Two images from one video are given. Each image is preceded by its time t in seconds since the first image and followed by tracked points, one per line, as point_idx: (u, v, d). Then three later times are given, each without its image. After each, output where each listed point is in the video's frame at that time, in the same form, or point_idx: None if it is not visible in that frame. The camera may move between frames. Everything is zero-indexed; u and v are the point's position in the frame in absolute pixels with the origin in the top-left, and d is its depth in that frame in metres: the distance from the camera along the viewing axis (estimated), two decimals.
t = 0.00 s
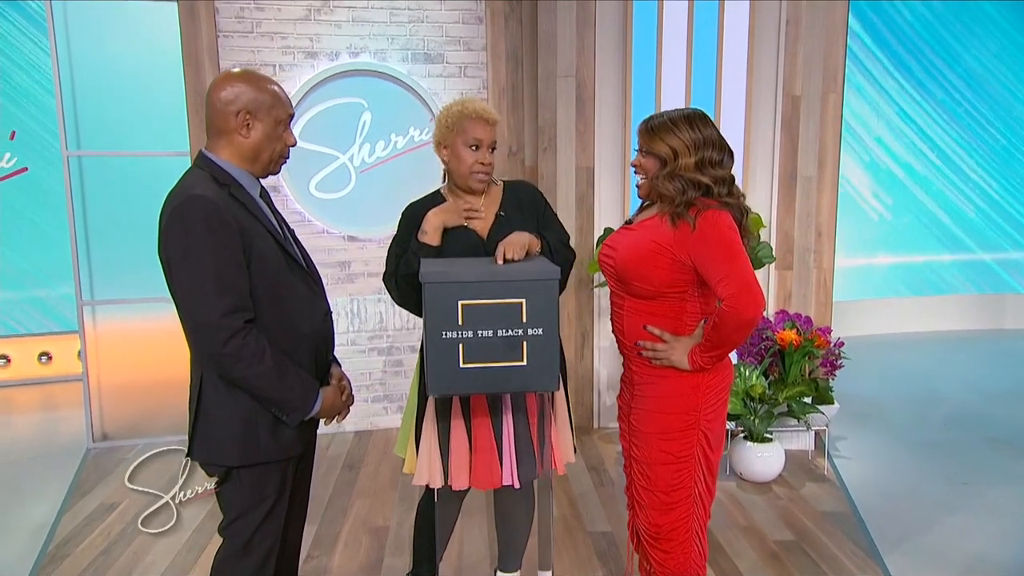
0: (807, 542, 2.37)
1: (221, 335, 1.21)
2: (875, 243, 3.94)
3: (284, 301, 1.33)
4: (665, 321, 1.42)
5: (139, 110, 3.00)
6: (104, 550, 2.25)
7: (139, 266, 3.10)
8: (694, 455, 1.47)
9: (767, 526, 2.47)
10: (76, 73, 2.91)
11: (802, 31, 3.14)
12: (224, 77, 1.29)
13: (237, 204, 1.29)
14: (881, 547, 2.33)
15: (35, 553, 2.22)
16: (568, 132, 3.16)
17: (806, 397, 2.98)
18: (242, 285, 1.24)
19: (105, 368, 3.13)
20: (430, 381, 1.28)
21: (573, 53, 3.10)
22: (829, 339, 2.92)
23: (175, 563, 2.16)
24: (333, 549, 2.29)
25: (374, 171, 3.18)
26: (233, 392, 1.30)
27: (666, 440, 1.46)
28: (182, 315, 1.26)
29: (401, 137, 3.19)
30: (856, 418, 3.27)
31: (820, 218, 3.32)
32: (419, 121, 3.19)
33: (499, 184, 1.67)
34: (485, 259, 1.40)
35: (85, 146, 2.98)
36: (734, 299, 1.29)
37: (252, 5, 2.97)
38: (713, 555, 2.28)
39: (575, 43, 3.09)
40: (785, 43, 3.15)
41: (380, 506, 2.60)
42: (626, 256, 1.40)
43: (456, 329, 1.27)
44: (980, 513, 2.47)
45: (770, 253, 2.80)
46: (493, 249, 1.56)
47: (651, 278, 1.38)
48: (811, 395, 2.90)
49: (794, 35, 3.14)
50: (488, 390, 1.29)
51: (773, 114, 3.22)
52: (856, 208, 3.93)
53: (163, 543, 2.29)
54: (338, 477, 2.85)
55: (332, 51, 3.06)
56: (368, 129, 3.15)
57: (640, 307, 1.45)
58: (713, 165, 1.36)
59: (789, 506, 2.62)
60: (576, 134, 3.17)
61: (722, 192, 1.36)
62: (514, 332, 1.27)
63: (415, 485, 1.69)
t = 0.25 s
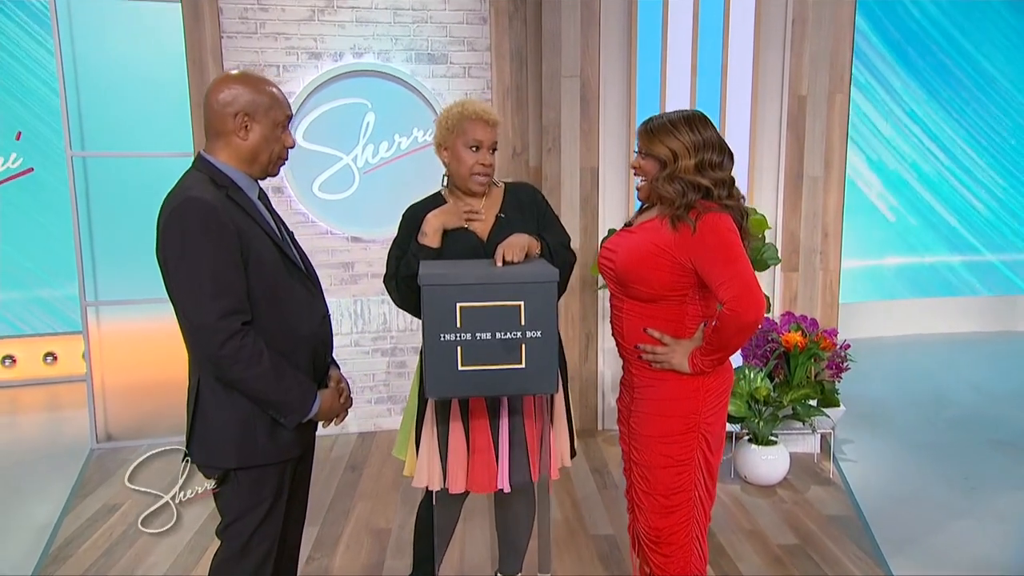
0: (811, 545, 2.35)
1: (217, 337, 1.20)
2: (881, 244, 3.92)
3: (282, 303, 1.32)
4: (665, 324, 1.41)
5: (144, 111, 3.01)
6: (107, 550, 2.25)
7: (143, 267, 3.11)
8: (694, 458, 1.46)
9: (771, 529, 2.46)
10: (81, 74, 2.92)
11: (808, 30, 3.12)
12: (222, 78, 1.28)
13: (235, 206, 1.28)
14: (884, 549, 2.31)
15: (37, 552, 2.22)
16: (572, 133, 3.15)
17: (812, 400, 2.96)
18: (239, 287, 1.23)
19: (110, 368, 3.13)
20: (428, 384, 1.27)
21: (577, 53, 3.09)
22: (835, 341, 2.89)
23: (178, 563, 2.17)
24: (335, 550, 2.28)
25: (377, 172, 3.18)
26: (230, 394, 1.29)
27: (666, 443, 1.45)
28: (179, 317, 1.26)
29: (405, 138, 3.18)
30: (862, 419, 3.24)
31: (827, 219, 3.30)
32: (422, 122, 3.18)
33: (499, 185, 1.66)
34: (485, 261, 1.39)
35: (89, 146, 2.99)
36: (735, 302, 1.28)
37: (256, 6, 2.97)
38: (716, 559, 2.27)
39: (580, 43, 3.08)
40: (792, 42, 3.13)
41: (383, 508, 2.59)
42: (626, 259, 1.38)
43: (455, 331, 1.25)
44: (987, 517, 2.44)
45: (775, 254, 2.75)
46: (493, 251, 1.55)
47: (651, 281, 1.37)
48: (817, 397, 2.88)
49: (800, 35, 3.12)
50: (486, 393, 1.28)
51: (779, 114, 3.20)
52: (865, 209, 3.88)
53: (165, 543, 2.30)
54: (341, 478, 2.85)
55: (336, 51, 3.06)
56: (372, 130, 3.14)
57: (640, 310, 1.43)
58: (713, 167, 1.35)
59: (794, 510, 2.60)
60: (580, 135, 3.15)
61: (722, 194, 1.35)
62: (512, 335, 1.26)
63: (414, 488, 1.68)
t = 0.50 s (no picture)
0: (814, 548, 2.34)
1: (214, 338, 1.20)
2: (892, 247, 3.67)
3: (279, 304, 1.32)
4: (665, 326, 1.40)
5: (149, 111, 3.02)
6: (110, 550, 2.26)
7: (147, 267, 3.12)
8: (693, 460, 1.45)
9: (774, 531, 2.44)
10: (86, 74, 2.93)
11: (814, 30, 3.10)
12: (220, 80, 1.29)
13: (233, 207, 1.28)
14: (889, 556, 2.29)
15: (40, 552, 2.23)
16: (576, 133, 3.14)
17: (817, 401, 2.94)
18: (236, 288, 1.23)
19: (115, 368, 3.15)
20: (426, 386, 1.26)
21: (581, 53, 3.08)
22: (841, 342, 2.87)
23: (180, 563, 2.17)
24: (337, 551, 2.28)
25: (381, 173, 3.18)
26: (228, 395, 1.29)
27: (665, 446, 1.44)
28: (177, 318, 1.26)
29: (409, 138, 3.18)
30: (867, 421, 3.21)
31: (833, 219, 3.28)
32: (426, 122, 3.18)
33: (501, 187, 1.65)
34: (484, 262, 1.39)
35: (94, 147, 3.00)
36: (734, 304, 1.27)
37: (260, 6, 2.98)
38: (719, 561, 2.26)
39: (584, 43, 3.07)
40: (797, 42, 3.11)
41: (385, 508, 2.59)
42: (624, 261, 1.37)
43: (453, 332, 1.25)
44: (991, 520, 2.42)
45: (780, 255, 2.76)
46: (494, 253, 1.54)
47: (650, 283, 1.36)
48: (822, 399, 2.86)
49: (806, 34, 3.10)
50: (484, 394, 1.28)
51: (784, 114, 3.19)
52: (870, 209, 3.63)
53: (167, 543, 2.30)
54: (344, 479, 2.85)
55: (340, 52, 3.06)
56: (376, 130, 3.14)
57: (639, 311, 1.42)
58: (712, 168, 1.35)
59: (798, 512, 2.59)
60: (585, 135, 3.14)
61: (721, 195, 1.34)
62: (510, 336, 1.26)
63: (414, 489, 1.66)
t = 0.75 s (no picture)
0: (817, 551, 2.32)
1: (212, 339, 1.20)
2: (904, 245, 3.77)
3: (278, 305, 1.32)
4: (664, 328, 1.39)
5: (153, 110, 3.03)
6: (112, 550, 2.27)
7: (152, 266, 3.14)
8: (692, 462, 1.44)
9: (778, 534, 2.43)
10: (91, 75, 2.95)
11: (820, 29, 3.08)
12: (219, 81, 1.29)
13: (232, 208, 1.28)
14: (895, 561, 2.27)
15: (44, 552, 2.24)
16: (581, 132, 3.13)
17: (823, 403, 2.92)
18: (234, 288, 1.23)
19: (120, 368, 3.17)
20: (424, 387, 1.26)
21: (586, 52, 3.07)
22: (846, 344, 2.85)
23: (182, 563, 2.18)
24: (339, 551, 2.28)
25: (385, 172, 3.17)
26: (226, 395, 1.29)
27: (664, 447, 1.43)
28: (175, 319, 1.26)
29: (413, 138, 3.18)
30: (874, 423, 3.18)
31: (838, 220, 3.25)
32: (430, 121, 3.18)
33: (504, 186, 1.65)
34: (483, 263, 1.38)
35: (99, 147, 3.01)
36: (733, 305, 1.27)
37: (265, 6, 2.99)
38: (721, 563, 2.25)
39: (589, 42, 3.06)
40: (803, 41, 3.09)
41: (388, 509, 2.59)
42: (623, 262, 1.37)
43: (451, 334, 1.25)
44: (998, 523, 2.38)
45: (786, 257, 2.74)
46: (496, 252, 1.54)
47: (649, 284, 1.35)
48: (827, 400, 2.83)
49: (812, 34, 3.08)
50: (483, 396, 1.27)
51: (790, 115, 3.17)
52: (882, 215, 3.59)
53: (170, 542, 2.31)
54: (348, 479, 2.85)
55: (344, 52, 3.07)
56: (380, 130, 3.14)
57: (638, 313, 1.42)
58: (712, 169, 1.34)
59: (802, 515, 2.57)
60: (589, 135, 3.13)
61: (721, 196, 1.33)
62: (509, 337, 1.25)
63: (415, 488, 1.66)
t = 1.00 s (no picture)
0: (821, 553, 2.30)
1: (210, 339, 1.20)
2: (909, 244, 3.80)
3: (276, 306, 1.32)
4: (663, 328, 1.38)
5: (158, 107, 3.03)
6: (115, 549, 2.28)
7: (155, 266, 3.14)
8: (692, 464, 1.43)
9: (782, 535, 2.41)
10: (95, 75, 2.96)
11: (826, 28, 3.06)
12: (217, 81, 1.29)
13: (231, 208, 1.28)
14: (898, 561, 2.27)
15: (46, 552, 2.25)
16: (585, 132, 3.12)
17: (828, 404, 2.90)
18: (233, 288, 1.23)
19: (124, 367, 3.17)
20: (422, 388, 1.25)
21: (590, 51, 3.06)
22: (851, 344, 2.83)
23: (183, 563, 2.18)
24: (340, 551, 2.28)
25: (389, 172, 3.17)
26: (224, 395, 1.29)
27: (663, 449, 1.43)
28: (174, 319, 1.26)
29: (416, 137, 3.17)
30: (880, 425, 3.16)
31: (844, 220, 3.23)
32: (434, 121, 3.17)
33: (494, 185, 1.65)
34: (482, 263, 1.37)
35: (103, 146, 3.02)
36: (732, 306, 1.26)
37: (268, 6, 2.99)
38: (723, 564, 2.23)
39: (593, 41, 3.05)
40: (809, 40, 3.07)
41: (389, 509, 2.59)
42: (621, 263, 1.36)
43: (449, 334, 1.24)
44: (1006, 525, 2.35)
45: (791, 256, 2.71)
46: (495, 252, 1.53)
47: (648, 285, 1.34)
48: (832, 402, 2.81)
49: (818, 33, 3.06)
50: (481, 397, 1.27)
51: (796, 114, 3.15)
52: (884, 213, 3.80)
53: (172, 542, 2.31)
54: (350, 479, 2.85)
55: (348, 51, 3.06)
56: (383, 129, 3.14)
57: (637, 314, 1.41)
58: (712, 169, 1.33)
59: (806, 516, 2.55)
60: (594, 134, 3.12)
61: (721, 196, 1.32)
62: (507, 338, 1.24)
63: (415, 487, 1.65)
